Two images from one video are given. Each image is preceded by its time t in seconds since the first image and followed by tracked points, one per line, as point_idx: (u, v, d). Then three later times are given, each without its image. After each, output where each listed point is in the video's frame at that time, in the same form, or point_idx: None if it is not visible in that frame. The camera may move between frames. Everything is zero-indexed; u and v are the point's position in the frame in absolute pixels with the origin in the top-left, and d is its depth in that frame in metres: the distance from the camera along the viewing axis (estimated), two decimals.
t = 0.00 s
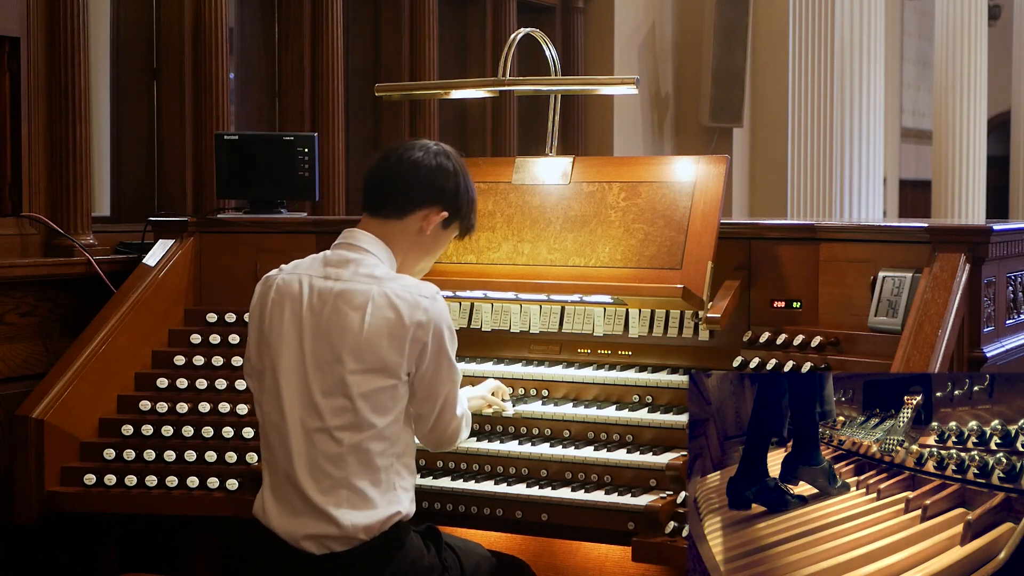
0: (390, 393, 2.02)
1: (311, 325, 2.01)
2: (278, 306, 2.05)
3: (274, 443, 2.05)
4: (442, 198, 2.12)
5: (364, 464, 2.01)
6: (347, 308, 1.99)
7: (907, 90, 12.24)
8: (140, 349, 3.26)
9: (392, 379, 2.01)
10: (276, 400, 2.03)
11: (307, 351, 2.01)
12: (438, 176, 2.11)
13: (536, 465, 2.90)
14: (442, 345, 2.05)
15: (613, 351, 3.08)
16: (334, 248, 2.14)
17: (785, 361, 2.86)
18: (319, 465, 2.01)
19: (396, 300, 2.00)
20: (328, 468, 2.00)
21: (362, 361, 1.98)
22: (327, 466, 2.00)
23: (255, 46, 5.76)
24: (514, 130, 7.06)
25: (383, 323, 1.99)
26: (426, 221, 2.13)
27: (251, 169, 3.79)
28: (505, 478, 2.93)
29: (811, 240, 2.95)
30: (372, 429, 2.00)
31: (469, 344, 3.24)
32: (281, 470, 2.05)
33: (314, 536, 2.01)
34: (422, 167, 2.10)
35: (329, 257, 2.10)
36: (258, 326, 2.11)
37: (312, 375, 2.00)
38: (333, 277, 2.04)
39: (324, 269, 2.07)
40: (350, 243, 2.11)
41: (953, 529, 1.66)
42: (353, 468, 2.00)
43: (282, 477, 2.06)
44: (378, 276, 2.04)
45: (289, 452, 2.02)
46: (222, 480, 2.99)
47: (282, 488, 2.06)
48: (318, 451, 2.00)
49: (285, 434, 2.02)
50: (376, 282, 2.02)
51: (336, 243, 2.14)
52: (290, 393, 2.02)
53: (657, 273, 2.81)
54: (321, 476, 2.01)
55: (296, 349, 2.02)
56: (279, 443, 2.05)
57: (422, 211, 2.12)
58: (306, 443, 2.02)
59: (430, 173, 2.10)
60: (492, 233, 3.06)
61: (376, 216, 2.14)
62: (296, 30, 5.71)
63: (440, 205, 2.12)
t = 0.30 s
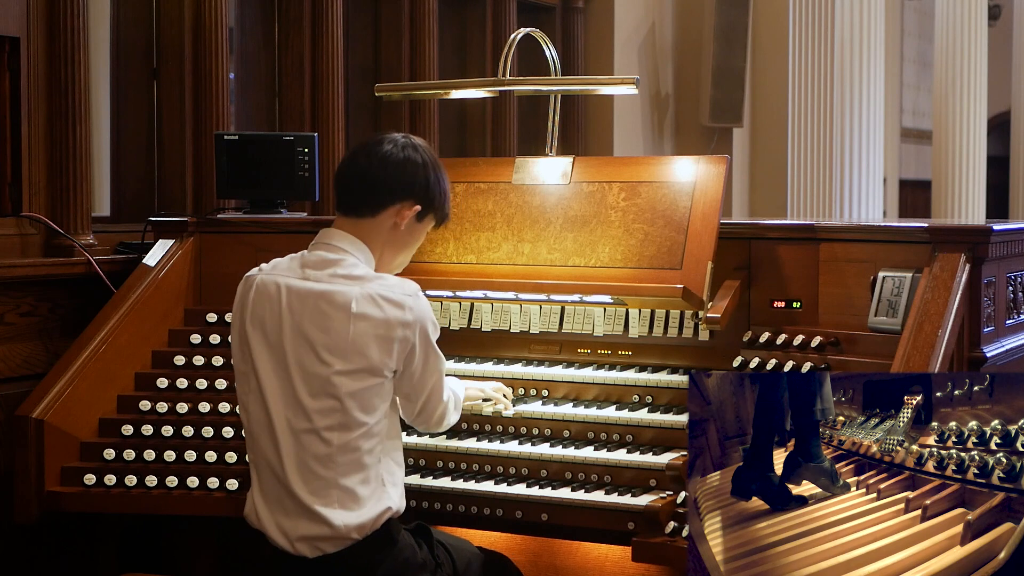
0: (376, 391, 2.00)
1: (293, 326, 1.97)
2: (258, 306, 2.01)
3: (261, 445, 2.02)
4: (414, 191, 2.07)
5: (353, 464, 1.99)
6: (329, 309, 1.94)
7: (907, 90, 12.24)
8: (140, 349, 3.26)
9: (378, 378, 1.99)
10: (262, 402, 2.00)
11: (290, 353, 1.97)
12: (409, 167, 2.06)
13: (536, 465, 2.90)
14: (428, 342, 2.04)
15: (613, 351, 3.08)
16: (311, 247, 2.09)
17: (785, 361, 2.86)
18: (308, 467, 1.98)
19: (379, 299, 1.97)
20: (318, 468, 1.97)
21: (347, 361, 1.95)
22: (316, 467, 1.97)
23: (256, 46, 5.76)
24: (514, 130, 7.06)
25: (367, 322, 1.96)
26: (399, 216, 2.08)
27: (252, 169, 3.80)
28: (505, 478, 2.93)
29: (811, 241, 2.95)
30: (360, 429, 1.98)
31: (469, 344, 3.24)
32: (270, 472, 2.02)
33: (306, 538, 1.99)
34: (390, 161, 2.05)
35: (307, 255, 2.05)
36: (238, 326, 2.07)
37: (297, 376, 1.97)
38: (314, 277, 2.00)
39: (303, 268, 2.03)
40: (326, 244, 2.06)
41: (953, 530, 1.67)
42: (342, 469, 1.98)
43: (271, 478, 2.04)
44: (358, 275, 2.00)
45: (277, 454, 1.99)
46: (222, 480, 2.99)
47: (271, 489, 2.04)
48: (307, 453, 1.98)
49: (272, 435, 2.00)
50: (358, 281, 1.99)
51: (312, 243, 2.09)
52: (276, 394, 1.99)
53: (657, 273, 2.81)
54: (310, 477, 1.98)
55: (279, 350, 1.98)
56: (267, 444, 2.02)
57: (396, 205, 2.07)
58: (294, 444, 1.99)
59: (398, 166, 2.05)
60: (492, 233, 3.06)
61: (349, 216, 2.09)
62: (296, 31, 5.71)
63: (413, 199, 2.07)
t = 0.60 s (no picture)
0: (365, 394, 1.99)
1: (282, 330, 1.96)
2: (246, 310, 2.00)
3: (253, 449, 2.01)
4: (386, 186, 2.02)
5: (345, 466, 1.98)
6: (318, 313, 1.93)
7: (907, 89, 12.24)
8: (140, 349, 3.26)
9: (368, 380, 1.99)
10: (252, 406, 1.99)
11: (279, 357, 1.96)
12: (381, 164, 2.02)
13: (536, 465, 2.90)
14: (416, 342, 2.07)
15: (613, 351, 3.08)
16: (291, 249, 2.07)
17: (785, 361, 2.86)
18: (300, 471, 1.96)
19: (365, 301, 1.97)
20: (309, 472, 1.96)
21: (337, 365, 1.94)
22: (308, 471, 1.96)
23: (255, 45, 5.76)
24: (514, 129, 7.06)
25: (356, 326, 1.95)
26: (372, 212, 2.04)
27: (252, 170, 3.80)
28: (505, 478, 2.94)
29: (811, 241, 2.95)
30: (350, 431, 1.97)
31: (469, 343, 3.24)
32: (262, 476, 2.01)
33: (301, 541, 1.98)
34: (359, 157, 2.01)
35: (288, 257, 2.05)
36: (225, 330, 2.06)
37: (287, 380, 1.96)
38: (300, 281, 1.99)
39: (288, 271, 2.02)
40: (302, 246, 2.03)
41: (952, 530, 1.67)
42: (334, 471, 1.97)
43: (262, 482, 2.02)
44: (343, 276, 1.99)
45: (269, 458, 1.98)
46: (222, 480, 2.99)
47: (264, 493, 2.03)
48: (298, 457, 1.96)
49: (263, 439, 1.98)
50: (344, 283, 1.98)
51: (292, 244, 2.07)
52: (265, 398, 1.98)
53: (657, 273, 2.81)
54: (301, 481, 1.97)
55: (268, 354, 1.97)
56: (258, 448, 2.01)
57: (367, 202, 2.03)
58: (284, 448, 1.98)
59: (368, 161, 2.01)
60: (492, 233, 3.06)
61: (323, 215, 2.06)
62: (296, 31, 5.71)
63: (385, 195, 2.03)
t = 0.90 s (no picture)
0: (359, 404, 1.99)
1: (274, 340, 1.95)
2: (237, 319, 1.99)
3: (245, 458, 2.01)
4: (372, 188, 2.00)
5: (338, 475, 1.97)
6: (310, 323, 1.93)
7: (907, 89, 12.24)
8: (140, 349, 3.26)
9: (361, 390, 1.99)
10: (244, 414, 1.98)
11: (271, 366, 1.95)
12: (364, 165, 2.01)
13: (536, 465, 2.90)
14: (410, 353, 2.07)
15: (613, 351, 3.08)
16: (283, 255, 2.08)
17: (785, 361, 2.86)
18: (293, 480, 1.96)
19: (360, 313, 1.98)
20: (303, 480, 1.95)
21: (329, 376, 1.94)
22: (301, 480, 1.95)
23: (256, 46, 5.76)
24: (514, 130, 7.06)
25: (349, 337, 1.95)
26: (359, 215, 2.02)
27: (252, 171, 3.80)
28: (505, 478, 2.94)
29: (811, 241, 2.95)
30: (343, 441, 1.97)
31: (469, 343, 3.24)
32: (255, 484, 2.00)
33: (295, 549, 1.97)
34: (348, 157, 2.01)
35: (280, 264, 2.04)
36: (216, 338, 2.05)
37: (278, 390, 1.95)
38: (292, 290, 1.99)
39: (280, 280, 2.02)
40: (291, 251, 2.03)
41: (952, 530, 1.67)
42: (328, 480, 1.96)
43: (256, 491, 2.02)
44: (337, 288, 2.00)
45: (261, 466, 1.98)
46: (222, 480, 3.00)
47: (257, 501, 2.02)
48: (291, 465, 1.95)
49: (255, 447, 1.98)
50: (337, 295, 1.99)
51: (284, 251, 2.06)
52: (257, 407, 1.98)
53: (657, 273, 2.81)
54: (295, 490, 1.96)
55: (259, 363, 1.97)
56: (250, 456, 2.01)
57: (353, 203, 2.02)
58: (277, 457, 1.97)
59: (355, 161, 2.01)
60: (492, 233, 3.06)
61: (314, 218, 2.06)
62: (297, 31, 5.72)
63: (370, 197, 2.01)
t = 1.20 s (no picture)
0: (353, 411, 1.97)
1: (270, 342, 1.96)
2: (237, 317, 2.00)
3: (243, 456, 2.02)
4: (368, 190, 1.98)
5: (329, 481, 1.96)
6: (305, 327, 1.94)
7: (907, 89, 12.24)
8: (140, 349, 3.26)
9: (355, 397, 1.97)
10: (241, 414, 1.99)
11: (266, 368, 1.96)
12: (360, 167, 1.98)
13: (536, 465, 2.90)
14: (409, 363, 2.04)
15: (613, 351, 3.08)
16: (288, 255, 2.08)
17: (785, 361, 2.86)
18: (285, 483, 1.96)
19: (357, 320, 1.96)
20: (293, 483, 1.95)
21: (322, 381, 1.94)
22: (292, 483, 1.95)
23: (256, 45, 5.76)
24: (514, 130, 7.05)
25: (343, 343, 1.94)
26: (356, 217, 2.00)
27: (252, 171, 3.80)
28: (505, 478, 2.93)
29: (811, 241, 2.95)
30: (335, 447, 1.95)
31: (469, 343, 3.23)
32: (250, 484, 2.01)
33: (286, 550, 1.97)
34: (345, 158, 1.99)
35: (283, 264, 2.04)
36: (220, 335, 2.06)
37: (272, 392, 1.96)
38: (291, 291, 1.98)
39: (282, 281, 2.02)
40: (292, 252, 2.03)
41: (952, 529, 1.68)
42: (318, 485, 1.95)
43: (253, 490, 2.02)
44: (336, 292, 1.99)
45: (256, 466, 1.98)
46: (222, 480, 3.00)
47: (253, 500, 2.03)
48: (282, 468, 1.95)
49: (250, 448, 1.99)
50: (336, 300, 1.98)
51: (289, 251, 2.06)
52: (253, 407, 1.98)
53: (657, 273, 2.81)
54: (286, 492, 1.96)
55: (256, 363, 1.97)
56: (247, 455, 2.02)
57: (350, 205, 2.00)
58: (271, 458, 1.97)
59: (352, 162, 1.98)
60: (492, 233, 3.06)
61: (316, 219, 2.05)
62: (297, 31, 5.71)
63: (367, 199, 1.98)
